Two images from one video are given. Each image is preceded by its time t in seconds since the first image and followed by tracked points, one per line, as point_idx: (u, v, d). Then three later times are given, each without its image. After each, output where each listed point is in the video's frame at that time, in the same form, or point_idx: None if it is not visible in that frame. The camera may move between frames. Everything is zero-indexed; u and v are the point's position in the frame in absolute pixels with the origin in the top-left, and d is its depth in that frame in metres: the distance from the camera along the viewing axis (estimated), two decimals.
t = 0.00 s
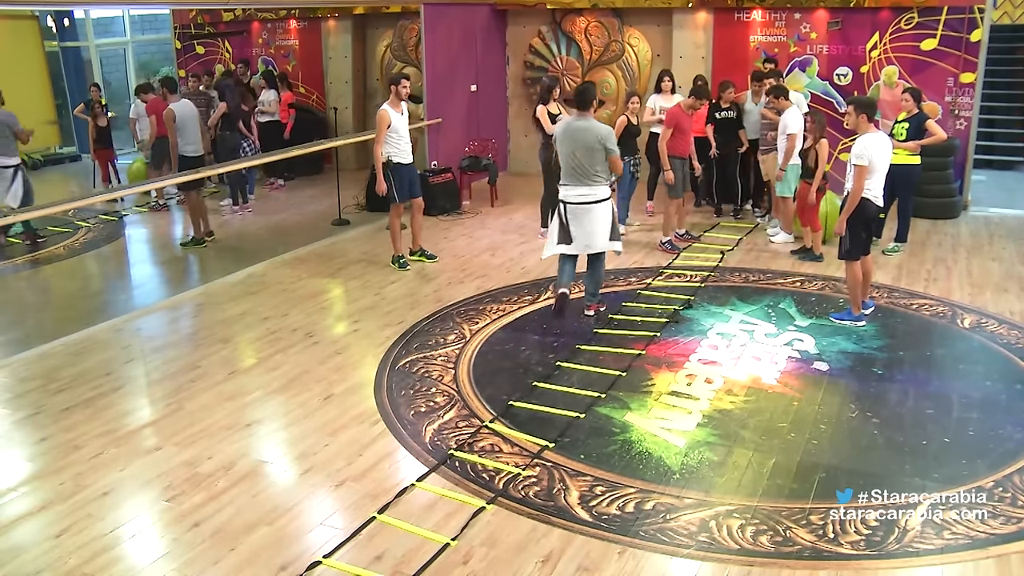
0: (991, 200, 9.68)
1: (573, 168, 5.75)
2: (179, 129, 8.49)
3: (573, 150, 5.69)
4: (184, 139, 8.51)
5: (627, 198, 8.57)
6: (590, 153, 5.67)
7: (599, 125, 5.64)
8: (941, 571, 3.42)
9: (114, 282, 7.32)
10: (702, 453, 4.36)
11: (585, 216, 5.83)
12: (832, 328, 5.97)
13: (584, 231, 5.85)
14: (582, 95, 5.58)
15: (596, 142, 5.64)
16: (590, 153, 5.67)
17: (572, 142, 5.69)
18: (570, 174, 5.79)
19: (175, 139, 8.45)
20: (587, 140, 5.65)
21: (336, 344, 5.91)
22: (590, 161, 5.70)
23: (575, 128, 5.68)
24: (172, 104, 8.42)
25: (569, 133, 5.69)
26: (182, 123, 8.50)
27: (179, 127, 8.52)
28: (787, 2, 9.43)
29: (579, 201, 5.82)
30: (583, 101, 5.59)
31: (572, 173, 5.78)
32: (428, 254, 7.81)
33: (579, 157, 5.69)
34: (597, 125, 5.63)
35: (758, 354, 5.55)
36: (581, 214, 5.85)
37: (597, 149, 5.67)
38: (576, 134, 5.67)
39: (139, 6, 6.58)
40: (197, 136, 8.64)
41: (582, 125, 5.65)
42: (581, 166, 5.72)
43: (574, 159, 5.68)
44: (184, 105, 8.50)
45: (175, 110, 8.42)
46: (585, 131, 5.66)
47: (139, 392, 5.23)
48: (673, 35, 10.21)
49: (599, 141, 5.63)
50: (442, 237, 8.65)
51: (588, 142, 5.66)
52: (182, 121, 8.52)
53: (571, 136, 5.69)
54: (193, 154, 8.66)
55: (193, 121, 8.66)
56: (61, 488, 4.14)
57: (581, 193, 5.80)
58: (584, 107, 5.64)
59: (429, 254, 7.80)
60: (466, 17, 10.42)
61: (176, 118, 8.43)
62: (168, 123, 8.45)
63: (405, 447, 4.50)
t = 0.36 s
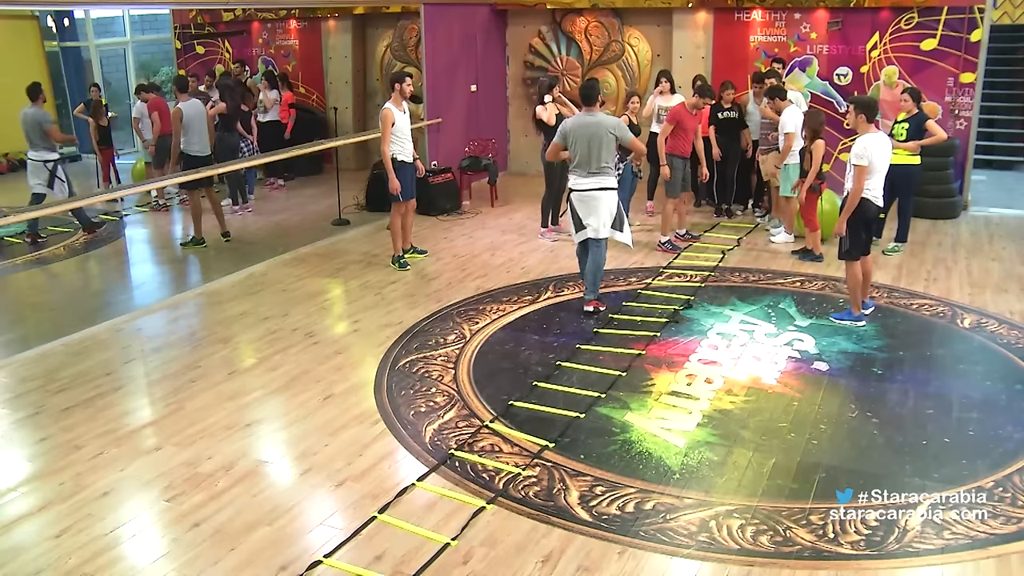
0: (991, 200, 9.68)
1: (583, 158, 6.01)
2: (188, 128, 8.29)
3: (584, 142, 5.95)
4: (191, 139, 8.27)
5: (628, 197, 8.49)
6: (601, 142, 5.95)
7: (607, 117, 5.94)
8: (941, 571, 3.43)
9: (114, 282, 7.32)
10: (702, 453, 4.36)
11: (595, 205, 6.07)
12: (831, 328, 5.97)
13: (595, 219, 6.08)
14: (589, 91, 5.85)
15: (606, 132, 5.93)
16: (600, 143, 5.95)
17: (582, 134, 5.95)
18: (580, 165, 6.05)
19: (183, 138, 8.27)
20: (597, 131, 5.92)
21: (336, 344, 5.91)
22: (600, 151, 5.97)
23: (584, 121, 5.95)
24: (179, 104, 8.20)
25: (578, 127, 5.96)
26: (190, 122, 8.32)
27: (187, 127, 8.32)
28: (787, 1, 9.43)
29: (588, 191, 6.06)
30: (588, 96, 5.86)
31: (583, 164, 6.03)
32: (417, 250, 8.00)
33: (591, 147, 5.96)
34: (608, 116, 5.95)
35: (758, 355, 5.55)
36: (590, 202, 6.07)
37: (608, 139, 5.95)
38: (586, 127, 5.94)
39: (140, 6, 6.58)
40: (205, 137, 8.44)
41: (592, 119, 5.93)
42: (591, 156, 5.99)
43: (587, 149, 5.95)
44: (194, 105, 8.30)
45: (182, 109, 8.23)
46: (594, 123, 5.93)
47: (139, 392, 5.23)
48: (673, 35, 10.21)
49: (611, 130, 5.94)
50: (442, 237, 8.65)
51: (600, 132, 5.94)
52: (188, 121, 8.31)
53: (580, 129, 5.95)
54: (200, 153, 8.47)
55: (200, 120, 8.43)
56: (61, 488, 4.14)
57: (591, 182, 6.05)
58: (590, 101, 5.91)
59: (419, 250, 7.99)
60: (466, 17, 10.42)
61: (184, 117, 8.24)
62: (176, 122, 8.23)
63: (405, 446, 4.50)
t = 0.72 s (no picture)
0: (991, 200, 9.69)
1: (586, 146, 6.47)
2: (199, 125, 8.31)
3: (587, 130, 6.41)
4: (204, 137, 8.29)
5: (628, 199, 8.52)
6: (602, 132, 6.39)
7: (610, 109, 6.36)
8: (941, 571, 3.43)
9: (114, 282, 7.32)
10: (702, 453, 4.35)
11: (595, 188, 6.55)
12: (831, 328, 5.97)
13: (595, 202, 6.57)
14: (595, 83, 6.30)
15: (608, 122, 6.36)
16: (602, 133, 6.40)
17: (585, 123, 6.39)
18: (583, 152, 6.51)
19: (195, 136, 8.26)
20: (599, 121, 6.36)
21: (336, 344, 5.91)
22: (601, 140, 6.42)
23: (588, 112, 6.38)
24: (195, 102, 8.28)
25: (583, 117, 6.39)
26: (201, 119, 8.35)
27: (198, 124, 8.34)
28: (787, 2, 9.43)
29: (590, 176, 6.53)
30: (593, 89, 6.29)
31: (586, 150, 6.49)
32: (417, 250, 8.01)
33: (592, 136, 6.41)
34: (609, 108, 6.36)
35: (758, 355, 5.55)
36: (592, 187, 6.55)
37: (610, 129, 6.39)
38: (589, 117, 6.37)
39: (140, 5, 6.56)
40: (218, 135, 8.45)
41: (596, 110, 6.36)
42: (593, 144, 6.44)
43: (589, 137, 6.41)
44: (207, 103, 8.36)
45: (196, 106, 8.28)
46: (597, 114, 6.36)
47: (139, 392, 5.23)
48: (673, 35, 10.21)
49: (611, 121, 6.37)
50: (442, 237, 8.66)
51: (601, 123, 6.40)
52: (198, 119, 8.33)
53: (583, 118, 6.39)
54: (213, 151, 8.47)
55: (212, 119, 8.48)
56: (61, 488, 4.14)
57: (592, 168, 6.51)
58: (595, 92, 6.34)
59: (419, 250, 7.98)
60: (466, 17, 10.43)
61: (197, 114, 8.28)
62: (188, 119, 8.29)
63: (405, 446, 4.50)
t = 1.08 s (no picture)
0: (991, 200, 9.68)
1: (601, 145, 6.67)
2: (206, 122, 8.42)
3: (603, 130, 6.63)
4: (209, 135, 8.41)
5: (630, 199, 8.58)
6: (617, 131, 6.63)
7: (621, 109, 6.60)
8: (941, 571, 3.43)
9: (114, 282, 7.33)
10: (702, 453, 4.35)
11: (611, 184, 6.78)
12: (832, 328, 5.97)
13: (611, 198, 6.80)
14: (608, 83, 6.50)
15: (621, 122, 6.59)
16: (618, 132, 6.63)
17: (599, 123, 6.60)
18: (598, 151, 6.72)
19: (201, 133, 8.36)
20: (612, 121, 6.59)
21: (336, 345, 5.91)
22: (616, 139, 6.65)
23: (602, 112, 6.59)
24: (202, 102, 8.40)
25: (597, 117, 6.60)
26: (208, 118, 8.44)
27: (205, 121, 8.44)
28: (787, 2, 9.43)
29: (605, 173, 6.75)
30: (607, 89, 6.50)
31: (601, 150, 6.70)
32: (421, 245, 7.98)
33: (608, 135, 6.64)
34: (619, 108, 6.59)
35: (758, 354, 5.55)
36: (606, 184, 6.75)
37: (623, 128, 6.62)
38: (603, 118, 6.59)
39: (140, 5, 6.56)
40: (222, 133, 8.51)
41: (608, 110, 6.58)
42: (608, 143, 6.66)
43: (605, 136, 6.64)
44: (212, 102, 8.44)
45: (203, 106, 8.40)
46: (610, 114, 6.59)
47: (139, 392, 5.23)
48: (673, 35, 10.20)
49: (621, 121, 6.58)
50: (442, 237, 8.66)
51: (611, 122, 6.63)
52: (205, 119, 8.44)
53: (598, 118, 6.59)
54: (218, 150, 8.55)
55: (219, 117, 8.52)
56: (61, 488, 4.14)
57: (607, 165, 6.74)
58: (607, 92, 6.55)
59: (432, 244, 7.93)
60: (466, 18, 10.43)
61: (202, 112, 8.40)
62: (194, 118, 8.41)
63: (405, 447, 4.50)
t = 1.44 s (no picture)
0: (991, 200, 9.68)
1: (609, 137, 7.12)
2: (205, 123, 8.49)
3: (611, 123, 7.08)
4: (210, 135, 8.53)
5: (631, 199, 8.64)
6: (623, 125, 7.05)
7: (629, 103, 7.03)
8: (941, 571, 3.43)
9: (115, 282, 7.33)
10: (702, 453, 4.35)
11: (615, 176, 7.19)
12: (832, 328, 5.97)
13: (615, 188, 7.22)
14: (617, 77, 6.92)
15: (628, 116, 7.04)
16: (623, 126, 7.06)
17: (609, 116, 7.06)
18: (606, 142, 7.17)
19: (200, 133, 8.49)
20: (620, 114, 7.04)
21: (336, 344, 5.91)
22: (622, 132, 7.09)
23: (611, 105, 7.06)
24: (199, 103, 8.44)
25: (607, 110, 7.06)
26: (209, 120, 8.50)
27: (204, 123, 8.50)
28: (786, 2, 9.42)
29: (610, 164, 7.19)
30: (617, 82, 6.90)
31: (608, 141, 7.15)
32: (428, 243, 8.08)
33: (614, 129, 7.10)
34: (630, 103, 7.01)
35: (758, 354, 5.55)
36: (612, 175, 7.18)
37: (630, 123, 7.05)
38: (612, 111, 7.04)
39: (140, 5, 6.55)
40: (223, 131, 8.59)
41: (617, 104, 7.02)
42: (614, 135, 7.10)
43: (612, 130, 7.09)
44: (208, 102, 8.43)
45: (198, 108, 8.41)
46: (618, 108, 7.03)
47: (139, 392, 5.23)
48: (673, 35, 10.20)
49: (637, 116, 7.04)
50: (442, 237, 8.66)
51: (624, 118, 7.09)
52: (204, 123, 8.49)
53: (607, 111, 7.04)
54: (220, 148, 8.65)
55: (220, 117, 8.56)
56: (61, 488, 4.14)
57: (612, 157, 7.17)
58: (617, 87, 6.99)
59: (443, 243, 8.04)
60: (466, 18, 10.42)
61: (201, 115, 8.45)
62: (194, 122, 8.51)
63: (405, 446, 4.50)
